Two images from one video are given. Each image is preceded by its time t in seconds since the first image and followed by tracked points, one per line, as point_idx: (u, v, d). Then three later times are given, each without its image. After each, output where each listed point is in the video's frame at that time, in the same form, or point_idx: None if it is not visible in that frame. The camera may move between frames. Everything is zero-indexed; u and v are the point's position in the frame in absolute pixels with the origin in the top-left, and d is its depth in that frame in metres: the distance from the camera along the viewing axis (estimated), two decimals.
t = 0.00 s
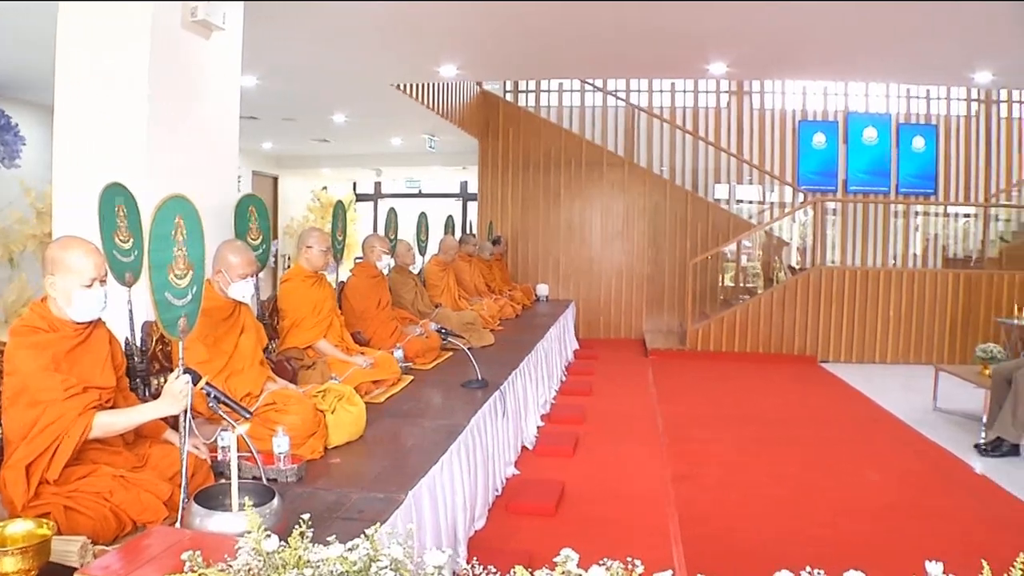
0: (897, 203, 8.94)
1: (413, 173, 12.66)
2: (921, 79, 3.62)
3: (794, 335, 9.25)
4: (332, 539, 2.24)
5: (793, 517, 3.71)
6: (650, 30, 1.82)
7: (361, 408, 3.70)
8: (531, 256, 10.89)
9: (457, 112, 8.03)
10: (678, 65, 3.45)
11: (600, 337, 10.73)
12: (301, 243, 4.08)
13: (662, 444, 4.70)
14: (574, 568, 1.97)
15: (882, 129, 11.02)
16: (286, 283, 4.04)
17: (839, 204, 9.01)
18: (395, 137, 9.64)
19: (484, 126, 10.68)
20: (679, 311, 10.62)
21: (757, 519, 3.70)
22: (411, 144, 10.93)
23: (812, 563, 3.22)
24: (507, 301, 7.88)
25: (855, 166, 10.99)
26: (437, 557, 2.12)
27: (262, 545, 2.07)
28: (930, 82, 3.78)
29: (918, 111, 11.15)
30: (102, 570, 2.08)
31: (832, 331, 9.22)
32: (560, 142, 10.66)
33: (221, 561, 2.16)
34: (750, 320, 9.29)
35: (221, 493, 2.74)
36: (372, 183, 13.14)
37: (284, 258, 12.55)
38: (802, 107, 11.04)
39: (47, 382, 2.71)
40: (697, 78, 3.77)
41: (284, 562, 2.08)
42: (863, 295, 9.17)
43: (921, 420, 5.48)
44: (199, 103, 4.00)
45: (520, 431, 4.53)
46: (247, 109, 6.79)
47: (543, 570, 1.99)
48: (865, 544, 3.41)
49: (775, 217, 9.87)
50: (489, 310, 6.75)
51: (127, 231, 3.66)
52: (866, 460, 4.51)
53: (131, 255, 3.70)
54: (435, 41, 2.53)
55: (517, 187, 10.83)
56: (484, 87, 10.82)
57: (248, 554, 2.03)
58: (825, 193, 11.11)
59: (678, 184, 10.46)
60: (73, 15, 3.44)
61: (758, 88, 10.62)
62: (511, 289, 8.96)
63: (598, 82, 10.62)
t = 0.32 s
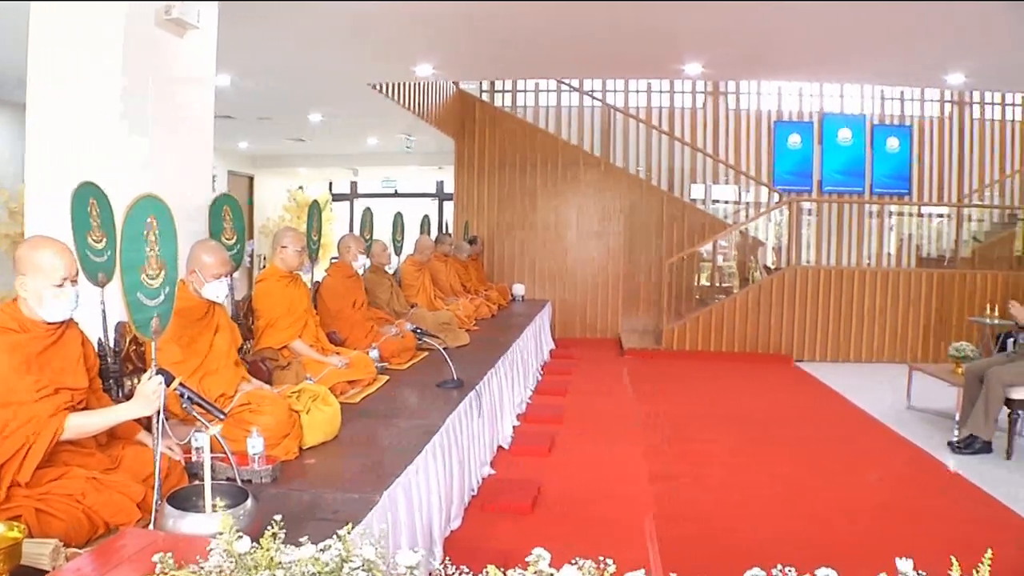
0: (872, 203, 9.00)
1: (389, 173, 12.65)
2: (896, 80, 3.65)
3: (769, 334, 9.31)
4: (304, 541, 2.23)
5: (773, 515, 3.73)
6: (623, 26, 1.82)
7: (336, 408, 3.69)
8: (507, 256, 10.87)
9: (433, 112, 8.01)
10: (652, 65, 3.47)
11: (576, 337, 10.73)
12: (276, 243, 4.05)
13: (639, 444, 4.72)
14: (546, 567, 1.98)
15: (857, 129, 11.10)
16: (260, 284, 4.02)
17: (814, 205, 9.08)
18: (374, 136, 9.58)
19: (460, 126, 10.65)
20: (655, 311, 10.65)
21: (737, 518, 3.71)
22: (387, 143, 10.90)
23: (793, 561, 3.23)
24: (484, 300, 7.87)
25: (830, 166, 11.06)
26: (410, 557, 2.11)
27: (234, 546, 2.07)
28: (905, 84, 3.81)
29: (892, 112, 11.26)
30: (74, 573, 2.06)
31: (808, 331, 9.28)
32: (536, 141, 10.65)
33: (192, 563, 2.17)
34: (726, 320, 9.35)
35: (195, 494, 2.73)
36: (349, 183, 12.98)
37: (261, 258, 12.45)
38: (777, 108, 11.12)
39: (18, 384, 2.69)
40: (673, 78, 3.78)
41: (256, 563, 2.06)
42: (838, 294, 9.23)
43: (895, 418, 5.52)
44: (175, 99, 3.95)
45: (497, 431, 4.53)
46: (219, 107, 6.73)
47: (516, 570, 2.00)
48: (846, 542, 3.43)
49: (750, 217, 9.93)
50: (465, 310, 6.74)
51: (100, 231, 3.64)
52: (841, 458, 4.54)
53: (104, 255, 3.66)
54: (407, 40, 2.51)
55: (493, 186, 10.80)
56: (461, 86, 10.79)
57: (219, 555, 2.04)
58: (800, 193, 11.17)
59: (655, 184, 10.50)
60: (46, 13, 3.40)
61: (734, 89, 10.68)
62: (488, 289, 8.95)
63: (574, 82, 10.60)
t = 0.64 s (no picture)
0: (845, 203, 9.09)
1: (363, 173, 12.69)
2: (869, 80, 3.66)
3: (742, 333, 9.36)
4: (274, 542, 2.22)
5: (751, 514, 3.74)
6: (592, 23, 1.79)
7: (309, 409, 3.67)
8: (481, 256, 10.79)
9: (407, 111, 7.98)
10: (624, 66, 3.47)
11: (550, 336, 10.72)
12: (248, 243, 4.02)
13: (614, 443, 4.73)
14: (517, 568, 2.01)
15: (830, 130, 11.20)
16: (233, 284, 3.98)
17: (787, 205, 9.16)
18: (348, 135, 9.51)
19: (434, 125, 10.57)
20: (629, 310, 10.68)
21: (715, 517, 3.71)
22: (361, 143, 10.80)
23: (771, 561, 3.24)
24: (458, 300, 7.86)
25: (804, 166, 11.13)
26: (379, 557, 2.10)
27: (203, 548, 2.05)
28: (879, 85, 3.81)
29: (865, 113, 11.35)
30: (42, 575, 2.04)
31: (781, 330, 9.33)
32: (510, 141, 10.60)
33: (161, 565, 2.15)
34: (699, 320, 9.38)
35: (165, 495, 2.71)
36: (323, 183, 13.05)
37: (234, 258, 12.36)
38: (751, 109, 11.18)
39: None
40: (647, 78, 3.78)
41: (225, 564, 2.05)
42: (811, 293, 9.29)
43: (867, 416, 5.57)
44: (148, 99, 3.91)
45: (470, 431, 4.51)
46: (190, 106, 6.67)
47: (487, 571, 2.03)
48: (823, 541, 3.44)
49: (724, 217, 9.97)
50: (439, 310, 6.73)
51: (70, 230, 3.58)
52: (815, 457, 4.57)
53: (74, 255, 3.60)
54: (382, 40, 2.49)
55: (467, 186, 10.71)
56: (435, 86, 10.70)
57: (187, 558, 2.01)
58: (774, 193, 11.23)
59: (628, 184, 10.51)
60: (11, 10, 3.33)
61: (709, 89, 10.72)
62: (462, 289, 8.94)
63: (549, 82, 10.65)
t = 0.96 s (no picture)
0: (817, 203, 9.12)
1: (335, 172, 12.64)
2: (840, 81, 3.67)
3: (715, 332, 9.40)
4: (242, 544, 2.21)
5: (725, 512, 3.76)
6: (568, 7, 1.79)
7: (280, 409, 3.64)
8: (454, 256, 10.79)
9: (379, 111, 7.95)
10: (590, 65, 3.48)
11: (523, 336, 10.72)
12: (220, 243, 4.00)
13: (587, 442, 4.73)
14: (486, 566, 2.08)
15: (801, 131, 11.29)
16: (204, 284, 3.96)
17: (760, 204, 9.17)
18: (322, 134, 9.44)
19: (408, 125, 10.55)
20: (602, 310, 10.70)
21: (683, 515, 3.73)
22: (335, 142, 10.71)
23: (746, 559, 3.25)
24: (431, 300, 7.86)
25: (776, 166, 11.20)
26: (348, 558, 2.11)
27: (171, 550, 2.03)
28: (849, 86, 3.84)
29: (836, 114, 11.45)
30: None
31: (753, 329, 9.38)
32: (483, 141, 10.60)
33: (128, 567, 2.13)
34: (672, 319, 9.41)
35: (134, 497, 2.68)
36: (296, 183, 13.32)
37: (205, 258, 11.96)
38: (723, 110, 11.22)
39: None
40: (619, 77, 3.78)
41: (193, 567, 2.03)
42: (783, 292, 9.36)
43: (838, 414, 5.61)
44: (119, 97, 3.88)
45: (443, 431, 4.51)
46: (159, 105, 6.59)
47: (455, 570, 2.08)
48: (795, 538, 3.47)
49: (697, 217, 10.03)
50: (412, 310, 6.73)
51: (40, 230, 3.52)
52: (788, 455, 4.59)
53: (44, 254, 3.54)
54: (359, 36, 2.51)
55: (440, 186, 10.70)
56: (408, 85, 10.65)
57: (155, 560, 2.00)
58: (746, 193, 11.28)
59: (601, 184, 10.54)
60: None
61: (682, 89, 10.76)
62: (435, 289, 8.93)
63: (522, 82, 10.56)
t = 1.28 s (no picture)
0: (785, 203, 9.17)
1: (305, 172, 12.43)
2: (806, 82, 3.71)
3: (685, 331, 9.46)
4: (206, 545, 2.22)
5: (696, 510, 3.78)
6: None
7: (248, 410, 3.62)
8: (425, 256, 10.72)
9: (349, 111, 7.94)
10: (561, 65, 3.50)
11: (492, 336, 10.66)
12: (187, 242, 3.96)
13: (557, 442, 4.75)
14: (448, 566, 2.10)
15: (770, 131, 11.40)
16: (170, 284, 3.92)
17: (729, 205, 9.20)
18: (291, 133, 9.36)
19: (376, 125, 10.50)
20: (572, 310, 10.66)
21: (655, 514, 3.75)
22: (304, 141, 10.61)
23: (716, 557, 3.27)
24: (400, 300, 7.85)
25: (744, 166, 11.29)
26: (312, 559, 2.13)
27: (134, 553, 2.05)
28: (816, 87, 3.88)
29: (805, 115, 11.58)
30: None
31: (722, 328, 9.44)
32: (452, 142, 10.56)
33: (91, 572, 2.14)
34: (641, 317, 9.46)
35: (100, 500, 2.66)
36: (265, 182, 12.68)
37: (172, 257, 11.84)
38: (693, 110, 11.26)
39: None
40: (588, 78, 3.79)
41: (156, 570, 2.04)
42: (751, 292, 9.44)
43: (805, 413, 5.66)
44: (85, 96, 3.85)
45: (412, 431, 4.50)
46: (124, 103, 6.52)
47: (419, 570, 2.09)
48: (764, 536, 3.50)
49: (666, 216, 10.10)
50: (381, 310, 6.72)
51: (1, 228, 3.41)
52: (756, 454, 4.62)
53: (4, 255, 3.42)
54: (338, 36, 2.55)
55: (409, 186, 10.63)
56: (377, 85, 10.60)
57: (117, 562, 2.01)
58: (715, 193, 11.35)
59: (571, 184, 10.55)
60: None
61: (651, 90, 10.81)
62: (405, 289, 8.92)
63: (492, 82, 10.57)
